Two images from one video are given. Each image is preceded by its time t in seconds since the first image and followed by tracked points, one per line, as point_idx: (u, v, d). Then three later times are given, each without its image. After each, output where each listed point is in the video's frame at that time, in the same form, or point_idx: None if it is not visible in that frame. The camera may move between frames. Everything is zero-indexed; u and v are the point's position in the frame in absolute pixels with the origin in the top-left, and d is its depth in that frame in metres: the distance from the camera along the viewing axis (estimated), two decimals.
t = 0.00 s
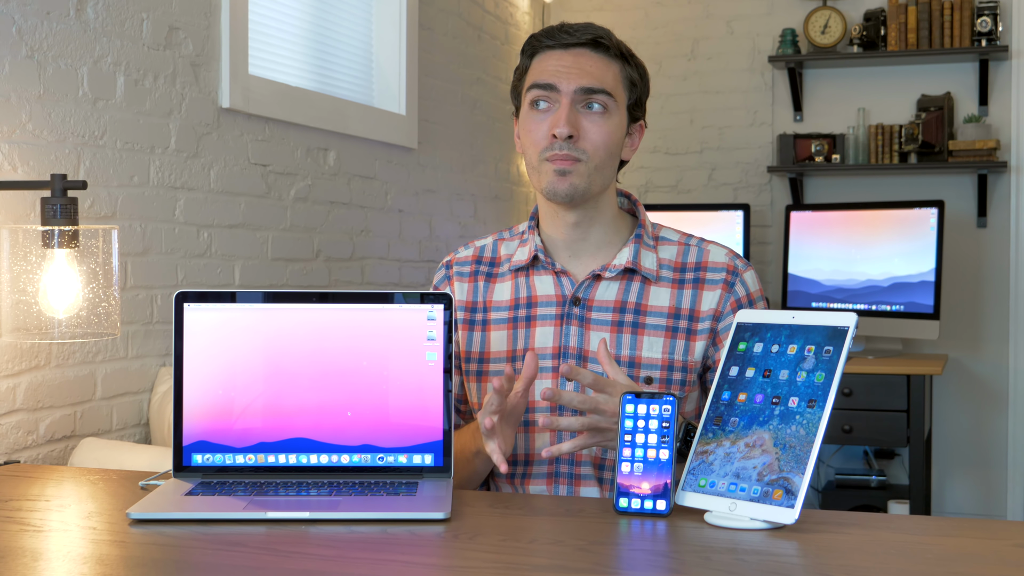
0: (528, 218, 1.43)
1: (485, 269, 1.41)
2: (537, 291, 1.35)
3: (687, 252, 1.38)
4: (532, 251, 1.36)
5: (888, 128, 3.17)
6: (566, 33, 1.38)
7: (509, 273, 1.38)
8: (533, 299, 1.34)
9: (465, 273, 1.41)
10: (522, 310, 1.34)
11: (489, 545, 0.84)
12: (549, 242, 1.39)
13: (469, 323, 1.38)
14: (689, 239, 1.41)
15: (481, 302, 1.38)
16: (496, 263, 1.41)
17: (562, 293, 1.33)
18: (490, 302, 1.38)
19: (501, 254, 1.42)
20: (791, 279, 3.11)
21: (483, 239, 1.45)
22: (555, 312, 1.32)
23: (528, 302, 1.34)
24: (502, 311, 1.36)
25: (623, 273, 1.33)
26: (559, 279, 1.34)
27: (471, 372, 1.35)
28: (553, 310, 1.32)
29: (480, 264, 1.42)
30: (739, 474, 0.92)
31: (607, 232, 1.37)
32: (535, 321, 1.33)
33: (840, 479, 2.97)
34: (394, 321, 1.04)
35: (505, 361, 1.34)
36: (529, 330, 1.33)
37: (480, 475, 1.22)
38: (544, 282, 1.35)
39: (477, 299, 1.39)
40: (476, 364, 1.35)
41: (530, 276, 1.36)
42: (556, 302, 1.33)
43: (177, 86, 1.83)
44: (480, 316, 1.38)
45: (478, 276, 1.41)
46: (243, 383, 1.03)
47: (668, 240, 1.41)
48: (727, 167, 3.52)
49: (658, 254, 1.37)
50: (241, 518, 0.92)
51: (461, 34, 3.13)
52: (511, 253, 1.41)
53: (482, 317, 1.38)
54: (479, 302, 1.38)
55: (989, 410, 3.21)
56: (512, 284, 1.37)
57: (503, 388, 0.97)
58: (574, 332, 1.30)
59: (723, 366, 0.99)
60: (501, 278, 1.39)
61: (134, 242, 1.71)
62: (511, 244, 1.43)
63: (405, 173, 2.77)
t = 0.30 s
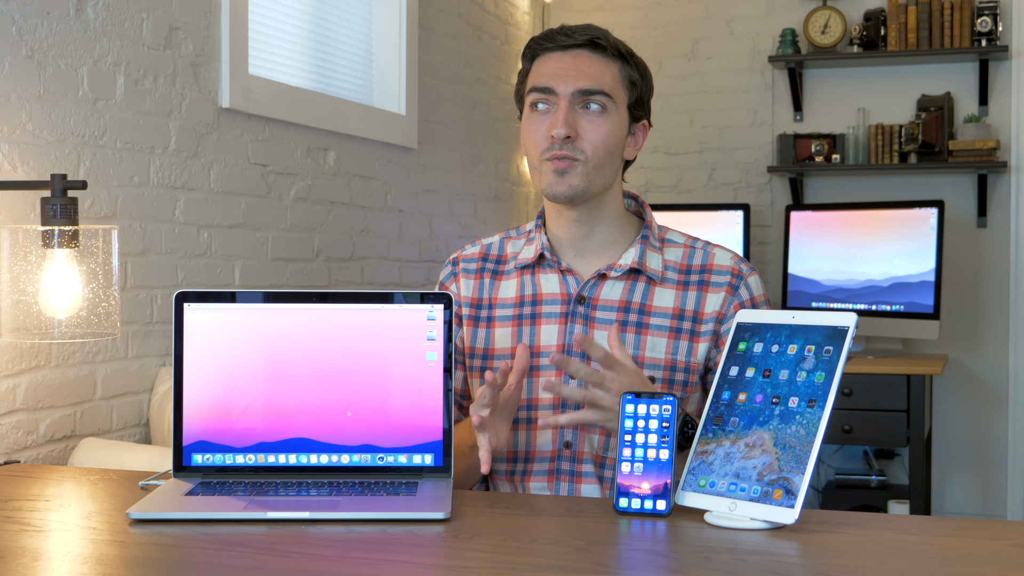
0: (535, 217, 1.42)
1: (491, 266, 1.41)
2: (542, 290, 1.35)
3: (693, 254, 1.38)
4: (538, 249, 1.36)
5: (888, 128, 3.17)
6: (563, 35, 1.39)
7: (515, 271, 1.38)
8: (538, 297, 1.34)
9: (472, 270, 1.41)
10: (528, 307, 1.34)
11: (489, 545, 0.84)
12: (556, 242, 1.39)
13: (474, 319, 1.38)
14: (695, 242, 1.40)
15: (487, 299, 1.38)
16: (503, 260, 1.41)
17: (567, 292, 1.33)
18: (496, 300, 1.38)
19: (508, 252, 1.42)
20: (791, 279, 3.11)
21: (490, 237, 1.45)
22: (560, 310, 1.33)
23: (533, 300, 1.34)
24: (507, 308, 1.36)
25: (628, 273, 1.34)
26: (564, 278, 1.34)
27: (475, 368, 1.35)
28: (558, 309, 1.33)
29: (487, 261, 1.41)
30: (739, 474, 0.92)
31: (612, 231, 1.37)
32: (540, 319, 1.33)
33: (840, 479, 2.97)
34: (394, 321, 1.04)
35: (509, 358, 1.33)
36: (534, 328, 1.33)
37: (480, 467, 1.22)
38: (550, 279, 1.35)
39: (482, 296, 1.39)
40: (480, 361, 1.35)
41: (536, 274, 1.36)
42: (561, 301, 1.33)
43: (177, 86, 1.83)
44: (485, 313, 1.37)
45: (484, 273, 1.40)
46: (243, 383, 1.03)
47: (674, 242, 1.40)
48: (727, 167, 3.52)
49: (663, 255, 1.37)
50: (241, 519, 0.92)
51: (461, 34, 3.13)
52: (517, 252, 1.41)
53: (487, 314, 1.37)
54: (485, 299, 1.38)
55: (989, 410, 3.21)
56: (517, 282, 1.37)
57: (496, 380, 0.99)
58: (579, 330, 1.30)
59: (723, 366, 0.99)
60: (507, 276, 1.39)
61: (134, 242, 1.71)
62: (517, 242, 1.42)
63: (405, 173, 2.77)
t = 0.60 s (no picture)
0: (538, 217, 1.43)
1: (492, 265, 1.40)
2: (545, 291, 1.35)
3: (693, 256, 1.37)
4: (542, 251, 1.36)
5: (888, 128, 3.17)
6: (579, 36, 1.39)
7: (517, 271, 1.38)
8: (541, 298, 1.35)
9: (472, 268, 1.40)
10: (530, 308, 1.35)
11: (490, 545, 0.84)
12: (560, 242, 1.40)
13: (476, 318, 1.38)
14: (695, 243, 1.40)
15: (489, 299, 1.38)
16: (503, 260, 1.41)
17: (570, 294, 1.34)
18: (498, 300, 1.37)
19: (508, 251, 1.42)
20: (791, 279, 3.11)
21: (490, 236, 1.45)
22: (563, 312, 1.33)
23: (536, 301, 1.35)
24: (510, 309, 1.36)
25: (630, 276, 1.34)
26: (568, 279, 1.35)
27: (478, 368, 1.35)
28: (561, 310, 1.33)
29: (487, 260, 1.41)
30: (739, 474, 0.92)
31: (619, 233, 1.37)
32: (543, 320, 1.33)
33: (840, 479, 2.97)
34: (394, 321, 1.04)
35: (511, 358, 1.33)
36: (537, 329, 1.33)
37: (482, 467, 1.21)
38: (553, 281, 1.35)
39: (484, 295, 1.38)
40: (482, 360, 1.34)
41: (538, 276, 1.36)
42: (564, 303, 1.33)
43: (177, 86, 1.83)
44: (487, 313, 1.37)
45: (485, 272, 1.40)
46: (243, 383, 1.03)
47: (675, 244, 1.40)
48: (727, 167, 3.52)
49: (664, 257, 1.37)
50: (241, 519, 0.92)
51: (461, 34, 3.13)
52: (518, 252, 1.41)
53: (489, 313, 1.37)
54: (487, 299, 1.38)
55: (989, 410, 3.21)
56: (519, 282, 1.37)
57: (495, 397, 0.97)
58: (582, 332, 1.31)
59: (723, 366, 0.99)
60: (509, 276, 1.39)
61: (134, 242, 1.71)
62: (518, 242, 1.43)
63: (404, 172, 2.77)
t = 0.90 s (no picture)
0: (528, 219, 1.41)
1: (483, 270, 1.40)
2: (538, 295, 1.34)
3: (687, 261, 1.38)
4: (533, 254, 1.35)
5: (888, 128, 3.17)
6: (572, 40, 1.37)
7: (509, 275, 1.37)
8: (533, 302, 1.34)
9: (462, 274, 1.40)
10: (522, 312, 1.34)
11: (490, 545, 0.84)
12: (550, 245, 1.39)
13: (467, 324, 1.37)
14: (689, 248, 1.40)
15: (480, 304, 1.37)
16: (494, 265, 1.40)
17: (563, 297, 1.33)
18: (489, 305, 1.37)
19: (500, 255, 1.41)
20: (791, 279, 3.11)
21: (480, 241, 1.44)
22: (556, 316, 1.32)
23: (528, 305, 1.34)
24: (501, 314, 1.35)
25: (624, 281, 1.33)
26: (560, 283, 1.34)
27: (469, 374, 1.33)
28: (554, 314, 1.32)
29: (478, 265, 1.40)
30: (739, 474, 0.92)
31: (609, 238, 1.36)
32: (536, 324, 1.32)
33: (840, 479, 2.97)
34: (394, 321, 1.04)
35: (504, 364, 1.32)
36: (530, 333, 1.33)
37: (479, 467, 1.19)
38: (545, 284, 1.34)
39: (475, 301, 1.38)
40: (474, 365, 1.33)
41: (531, 279, 1.35)
42: (556, 306, 1.32)
43: (177, 86, 1.83)
44: (478, 318, 1.36)
45: (476, 278, 1.39)
46: (243, 383, 1.03)
47: (668, 248, 1.40)
48: (727, 167, 3.52)
49: (659, 262, 1.37)
50: (241, 518, 0.92)
51: (461, 34, 3.13)
52: (510, 256, 1.40)
53: (480, 318, 1.36)
54: (478, 304, 1.37)
55: (989, 410, 3.21)
56: (511, 287, 1.36)
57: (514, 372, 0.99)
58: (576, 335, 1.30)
59: (723, 366, 0.99)
60: (500, 280, 1.38)
61: (134, 242, 1.71)
62: (509, 246, 1.42)
63: (404, 173, 2.77)
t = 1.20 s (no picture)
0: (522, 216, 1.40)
1: (478, 260, 1.40)
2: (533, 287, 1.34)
3: (678, 249, 1.39)
4: (528, 249, 1.35)
5: (888, 128, 3.17)
6: (548, 38, 1.35)
7: (503, 268, 1.38)
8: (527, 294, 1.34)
9: (458, 263, 1.40)
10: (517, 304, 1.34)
11: (489, 545, 0.84)
12: (545, 241, 1.37)
13: (463, 314, 1.37)
14: (678, 238, 1.41)
15: (475, 293, 1.38)
16: (489, 255, 1.40)
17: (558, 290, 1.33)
18: (484, 295, 1.37)
19: (494, 247, 1.41)
20: (791, 279, 3.11)
21: (475, 233, 1.44)
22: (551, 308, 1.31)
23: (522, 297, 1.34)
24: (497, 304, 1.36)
25: (618, 270, 1.33)
26: (555, 276, 1.34)
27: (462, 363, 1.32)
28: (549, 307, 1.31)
29: (472, 256, 1.40)
30: (739, 474, 0.92)
31: (602, 234, 1.35)
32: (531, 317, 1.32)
33: (840, 479, 2.97)
34: (394, 321, 1.04)
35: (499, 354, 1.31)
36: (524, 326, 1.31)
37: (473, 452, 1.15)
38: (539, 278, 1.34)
39: (470, 290, 1.38)
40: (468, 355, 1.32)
41: (525, 272, 1.36)
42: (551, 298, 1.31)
43: (177, 86, 1.83)
44: (473, 307, 1.37)
45: (471, 267, 1.39)
46: (243, 383, 1.03)
47: (658, 239, 1.41)
48: (727, 167, 3.52)
49: (651, 251, 1.37)
50: (241, 518, 0.92)
51: (461, 34, 3.13)
52: (504, 248, 1.40)
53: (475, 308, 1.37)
54: (473, 293, 1.38)
55: (989, 410, 3.21)
56: (506, 278, 1.37)
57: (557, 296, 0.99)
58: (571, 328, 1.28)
59: (723, 366, 0.99)
60: (494, 271, 1.38)
61: (134, 242, 1.71)
62: (504, 240, 1.41)
63: (405, 173, 2.77)
